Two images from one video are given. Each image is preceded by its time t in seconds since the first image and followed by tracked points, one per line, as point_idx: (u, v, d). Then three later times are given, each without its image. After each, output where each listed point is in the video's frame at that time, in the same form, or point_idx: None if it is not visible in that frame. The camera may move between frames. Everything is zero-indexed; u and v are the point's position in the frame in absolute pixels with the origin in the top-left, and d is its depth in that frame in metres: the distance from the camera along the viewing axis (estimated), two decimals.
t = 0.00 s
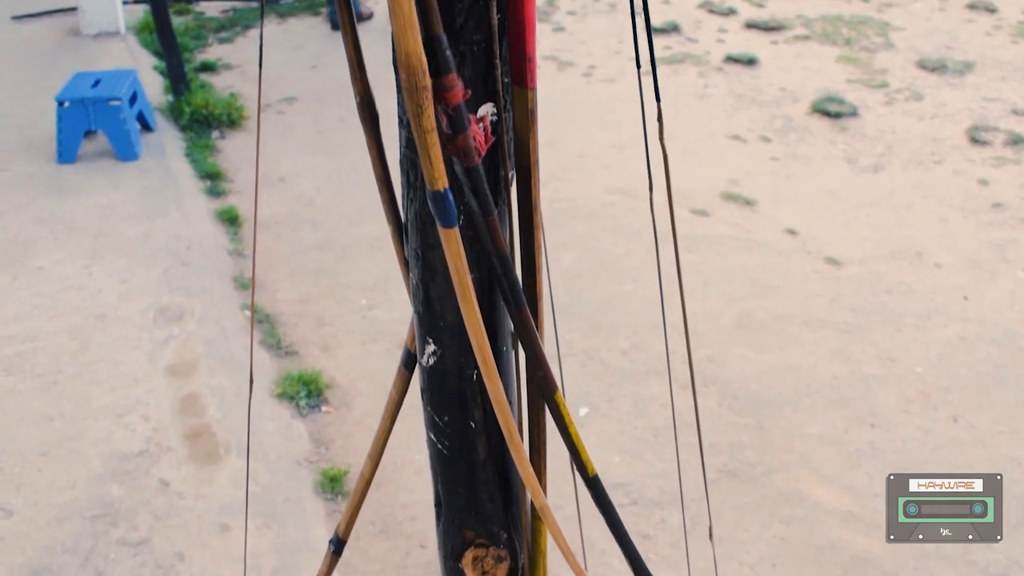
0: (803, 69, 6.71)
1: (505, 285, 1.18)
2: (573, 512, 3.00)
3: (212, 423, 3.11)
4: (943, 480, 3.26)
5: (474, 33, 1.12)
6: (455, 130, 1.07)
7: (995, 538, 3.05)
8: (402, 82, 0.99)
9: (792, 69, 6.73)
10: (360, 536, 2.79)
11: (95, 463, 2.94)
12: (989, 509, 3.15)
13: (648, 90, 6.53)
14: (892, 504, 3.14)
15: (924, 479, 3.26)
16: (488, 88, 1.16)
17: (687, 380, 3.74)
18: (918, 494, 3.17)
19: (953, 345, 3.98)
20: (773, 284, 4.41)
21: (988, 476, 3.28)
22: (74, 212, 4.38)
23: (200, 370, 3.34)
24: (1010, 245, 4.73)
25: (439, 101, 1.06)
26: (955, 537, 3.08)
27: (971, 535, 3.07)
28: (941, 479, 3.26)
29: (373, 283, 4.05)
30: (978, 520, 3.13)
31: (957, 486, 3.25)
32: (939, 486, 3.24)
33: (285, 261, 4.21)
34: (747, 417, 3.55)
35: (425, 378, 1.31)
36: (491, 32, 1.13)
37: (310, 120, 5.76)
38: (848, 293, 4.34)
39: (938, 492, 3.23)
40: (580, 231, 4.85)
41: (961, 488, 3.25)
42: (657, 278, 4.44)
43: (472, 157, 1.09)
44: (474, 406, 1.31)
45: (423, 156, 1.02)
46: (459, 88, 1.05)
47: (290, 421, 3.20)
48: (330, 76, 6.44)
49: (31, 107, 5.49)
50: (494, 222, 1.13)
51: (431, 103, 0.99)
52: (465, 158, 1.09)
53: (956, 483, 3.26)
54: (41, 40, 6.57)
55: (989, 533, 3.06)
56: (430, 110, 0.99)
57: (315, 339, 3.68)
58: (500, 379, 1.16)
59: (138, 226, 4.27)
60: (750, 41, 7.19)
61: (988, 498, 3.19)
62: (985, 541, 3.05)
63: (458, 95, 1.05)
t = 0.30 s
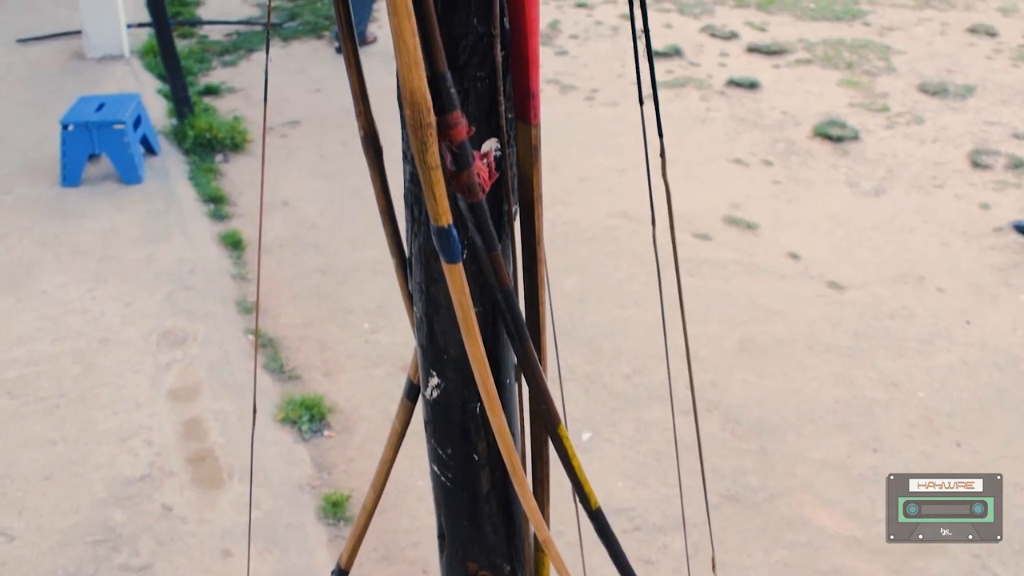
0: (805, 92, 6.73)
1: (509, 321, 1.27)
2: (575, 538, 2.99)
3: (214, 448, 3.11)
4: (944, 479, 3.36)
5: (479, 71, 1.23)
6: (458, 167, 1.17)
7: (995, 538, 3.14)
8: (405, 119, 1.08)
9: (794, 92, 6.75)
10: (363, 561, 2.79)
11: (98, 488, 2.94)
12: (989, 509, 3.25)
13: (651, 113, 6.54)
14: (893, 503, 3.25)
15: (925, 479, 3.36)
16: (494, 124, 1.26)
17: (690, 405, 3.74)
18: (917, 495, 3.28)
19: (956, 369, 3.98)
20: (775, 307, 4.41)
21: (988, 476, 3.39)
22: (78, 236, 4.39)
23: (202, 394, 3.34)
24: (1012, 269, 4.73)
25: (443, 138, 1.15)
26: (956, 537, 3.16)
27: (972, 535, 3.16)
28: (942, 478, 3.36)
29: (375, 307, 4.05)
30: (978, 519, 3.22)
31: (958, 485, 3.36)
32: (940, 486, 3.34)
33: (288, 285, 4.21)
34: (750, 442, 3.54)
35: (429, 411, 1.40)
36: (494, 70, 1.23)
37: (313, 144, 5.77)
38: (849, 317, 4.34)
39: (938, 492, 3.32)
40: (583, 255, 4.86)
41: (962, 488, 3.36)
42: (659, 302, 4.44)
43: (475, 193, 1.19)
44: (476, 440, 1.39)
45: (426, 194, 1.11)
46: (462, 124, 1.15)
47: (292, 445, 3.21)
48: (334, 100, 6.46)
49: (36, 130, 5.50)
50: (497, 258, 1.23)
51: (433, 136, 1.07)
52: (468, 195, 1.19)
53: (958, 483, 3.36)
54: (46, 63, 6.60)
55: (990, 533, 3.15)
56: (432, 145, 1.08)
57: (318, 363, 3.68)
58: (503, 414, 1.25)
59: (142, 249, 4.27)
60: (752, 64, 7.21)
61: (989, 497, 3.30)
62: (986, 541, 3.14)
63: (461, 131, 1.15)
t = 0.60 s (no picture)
0: (805, 121, 6.74)
1: (515, 362, 1.40)
2: (578, 569, 2.98)
3: (216, 478, 3.10)
4: (944, 480, 3.46)
5: (483, 115, 1.38)
6: (462, 211, 1.30)
7: (994, 538, 3.26)
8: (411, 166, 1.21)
9: (794, 121, 6.77)
10: None
11: (99, 518, 2.93)
12: (989, 509, 3.34)
13: (652, 142, 6.56)
14: (893, 504, 3.34)
15: (925, 479, 3.45)
16: (497, 168, 1.41)
17: (691, 436, 3.73)
18: (918, 494, 3.36)
19: (958, 399, 3.97)
20: (776, 336, 4.41)
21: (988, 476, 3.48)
22: (80, 264, 4.40)
23: (204, 424, 3.34)
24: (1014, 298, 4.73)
25: (448, 183, 1.29)
26: (956, 537, 3.28)
27: (971, 535, 3.28)
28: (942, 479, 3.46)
29: (377, 336, 4.05)
30: (978, 519, 3.32)
31: (959, 486, 3.45)
32: (940, 486, 3.43)
33: (290, 314, 4.21)
34: (752, 472, 3.54)
35: (434, 449, 1.55)
36: (497, 113, 1.38)
37: (315, 172, 5.79)
38: (851, 346, 4.34)
39: (939, 492, 3.41)
40: (585, 283, 4.86)
41: (962, 488, 3.44)
42: (662, 332, 4.44)
43: (479, 237, 1.31)
44: (479, 475, 1.53)
45: (431, 239, 1.24)
46: (465, 169, 1.28)
47: (294, 476, 3.20)
48: (336, 128, 6.48)
49: (40, 158, 5.52)
50: (501, 299, 1.36)
51: (436, 181, 1.20)
52: (473, 238, 1.31)
53: (959, 483, 3.45)
54: (50, 92, 6.63)
55: (989, 533, 3.27)
56: (436, 190, 1.21)
57: (320, 393, 3.68)
58: (506, 454, 1.37)
59: (144, 278, 4.28)
60: (752, 93, 7.23)
61: (989, 497, 3.38)
62: (984, 541, 3.26)
63: (465, 175, 1.28)
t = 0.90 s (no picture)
0: (808, 150, 6.76)
1: (518, 398, 1.47)
2: None
3: (219, 508, 3.10)
4: (944, 480, 3.56)
5: (488, 159, 1.44)
6: (468, 253, 1.37)
7: (995, 538, 3.39)
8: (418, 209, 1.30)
9: (797, 149, 6.78)
10: None
11: (102, 548, 2.93)
12: (990, 509, 3.46)
13: (656, 171, 6.57)
14: (893, 504, 3.45)
15: (924, 479, 3.56)
16: (501, 212, 1.47)
17: (695, 466, 3.73)
18: (918, 495, 3.47)
19: (962, 429, 3.96)
20: (780, 366, 4.41)
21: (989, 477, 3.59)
22: (85, 292, 4.40)
23: (207, 454, 3.34)
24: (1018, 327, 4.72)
25: (455, 228, 1.35)
26: (956, 537, 3.40)
27: (972, 535, 3.40)
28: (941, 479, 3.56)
29: (381, 365, 4.06)
30: (978, 520, 3.44)
31: (958, 485, 3.56)
32: (939, 486, 3.54)
33: (294, 343, 4.21)
34: (756, 503, 3.53)
35: (439, 490, 1.60)
36: (503, 156, 1.45)
37: (319, 200, 5.80)
38: (855, 376, 4.33)
39: (938, 492, 3.52)
40: (588, 312, 4.86)
41: (962, 487, 3.55)
42: (665, 362, 4.44)
43: (485, 280, 1.38)
44: (484, 517, 1.58)
45: (438, 283, 1.33)
46: (472, 213, 1.34)
47: (297, 505, 3.20)
48: (341, 157, 6.50)
49: (46, 186, 5.54)
50: (506, 341, 1.43)
51: (443, 226, 1.28)
52: (479, 281, 1.38)
53: (958, 483, 3.55)
54: (56, 120, 6.66)
55: (989, 534, 3.40)
56: (442, 233, 1.29)
57: (323, 422, 3.68)
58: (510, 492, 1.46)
59: (149, 306, 4.28)
60: (754, 122, 7.25)
61: (988, 497, 3.50)
62: (984, 541, 3.39)
63: (472, 220, 1.34)
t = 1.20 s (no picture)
0: (811, 180, 6.77)
1: (525, 444, 1.54)
2: None
3: (222, 539, 3.09)
4: (946, 482, 3.73)
5: (496, 205, 1.55)
6: (477, 298, 1.43)
7: (996, 537, 3.55)
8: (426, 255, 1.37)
9: (801, 180, 6.79)
10: None
11: None
12: (990, 509, 3.62)
13: (659, 201, 6.58)
14: (894, 504, 3.62)
15: (925, 481, 3.72)
16: (508, 255, 1.58)
17: (699, 499, 3.72)
18: (918, 494, 3.64)
19: (967, 461, 3.96)
20: (784, 397, 4.40)
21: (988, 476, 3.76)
22: (89, 321, 4.41)
23: (211, 484, 3.34)
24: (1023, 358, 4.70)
25: (463, 272, 1.42)
26: (956, 537, 3.57)
27: (972, 534, 3.57)
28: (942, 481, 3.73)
29: (385, 395, 4.05)
30: (979, 519, 3.60)
31: (960, 486, 3.71)
32: (940, 487, 3.71)
33: (299, 373, 4.21)
34: (760, 535, 3.52)
35: (445, 530, 1.69)
36: (510, 201, 1.55)
37: (324, 229, 5.81)
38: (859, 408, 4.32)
39: (938, 493, 3.69)
40: (593, 343, 4.86)
41: (962, 488, 3.71)
42: (670, 393, 4.43)
43: (492, 324, 1.45)
44: (491, 556, 1.68)
45: (446, 328, 1.39)
46: (479, 259, 1.41)
47: (300, 537, 3.20)
48: (346, 186, 6.51)
49: (52, 214, 5.55)
50: (512, 384, 1.49)
51: (450, 270, 1.35)
52: (487, 324, 1.45)
53: (959, 484, 3.71)
54: (62, 147, 6.68)
55: (990, 533, 3.56)
56: (450, 279, 1.36)
57: (326, 452, 3.67)
58: (515, 535, 1.53)
59: (153, 335, 4.28)
60: (758, 152, 7.26)
61: (989, 498, 3.65)
62: (985, 540, 3.55)
63: (479, 265, 1.41)
